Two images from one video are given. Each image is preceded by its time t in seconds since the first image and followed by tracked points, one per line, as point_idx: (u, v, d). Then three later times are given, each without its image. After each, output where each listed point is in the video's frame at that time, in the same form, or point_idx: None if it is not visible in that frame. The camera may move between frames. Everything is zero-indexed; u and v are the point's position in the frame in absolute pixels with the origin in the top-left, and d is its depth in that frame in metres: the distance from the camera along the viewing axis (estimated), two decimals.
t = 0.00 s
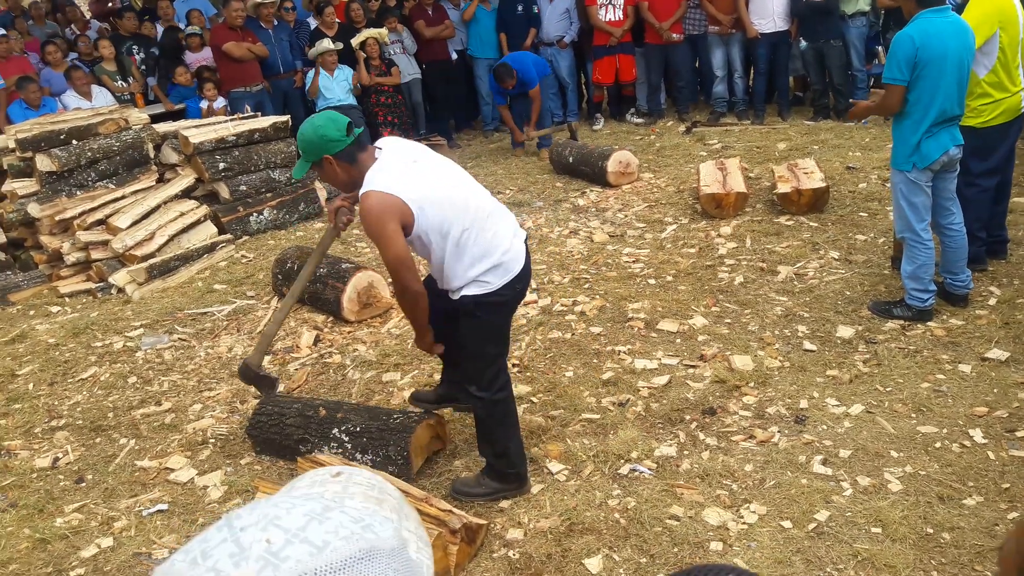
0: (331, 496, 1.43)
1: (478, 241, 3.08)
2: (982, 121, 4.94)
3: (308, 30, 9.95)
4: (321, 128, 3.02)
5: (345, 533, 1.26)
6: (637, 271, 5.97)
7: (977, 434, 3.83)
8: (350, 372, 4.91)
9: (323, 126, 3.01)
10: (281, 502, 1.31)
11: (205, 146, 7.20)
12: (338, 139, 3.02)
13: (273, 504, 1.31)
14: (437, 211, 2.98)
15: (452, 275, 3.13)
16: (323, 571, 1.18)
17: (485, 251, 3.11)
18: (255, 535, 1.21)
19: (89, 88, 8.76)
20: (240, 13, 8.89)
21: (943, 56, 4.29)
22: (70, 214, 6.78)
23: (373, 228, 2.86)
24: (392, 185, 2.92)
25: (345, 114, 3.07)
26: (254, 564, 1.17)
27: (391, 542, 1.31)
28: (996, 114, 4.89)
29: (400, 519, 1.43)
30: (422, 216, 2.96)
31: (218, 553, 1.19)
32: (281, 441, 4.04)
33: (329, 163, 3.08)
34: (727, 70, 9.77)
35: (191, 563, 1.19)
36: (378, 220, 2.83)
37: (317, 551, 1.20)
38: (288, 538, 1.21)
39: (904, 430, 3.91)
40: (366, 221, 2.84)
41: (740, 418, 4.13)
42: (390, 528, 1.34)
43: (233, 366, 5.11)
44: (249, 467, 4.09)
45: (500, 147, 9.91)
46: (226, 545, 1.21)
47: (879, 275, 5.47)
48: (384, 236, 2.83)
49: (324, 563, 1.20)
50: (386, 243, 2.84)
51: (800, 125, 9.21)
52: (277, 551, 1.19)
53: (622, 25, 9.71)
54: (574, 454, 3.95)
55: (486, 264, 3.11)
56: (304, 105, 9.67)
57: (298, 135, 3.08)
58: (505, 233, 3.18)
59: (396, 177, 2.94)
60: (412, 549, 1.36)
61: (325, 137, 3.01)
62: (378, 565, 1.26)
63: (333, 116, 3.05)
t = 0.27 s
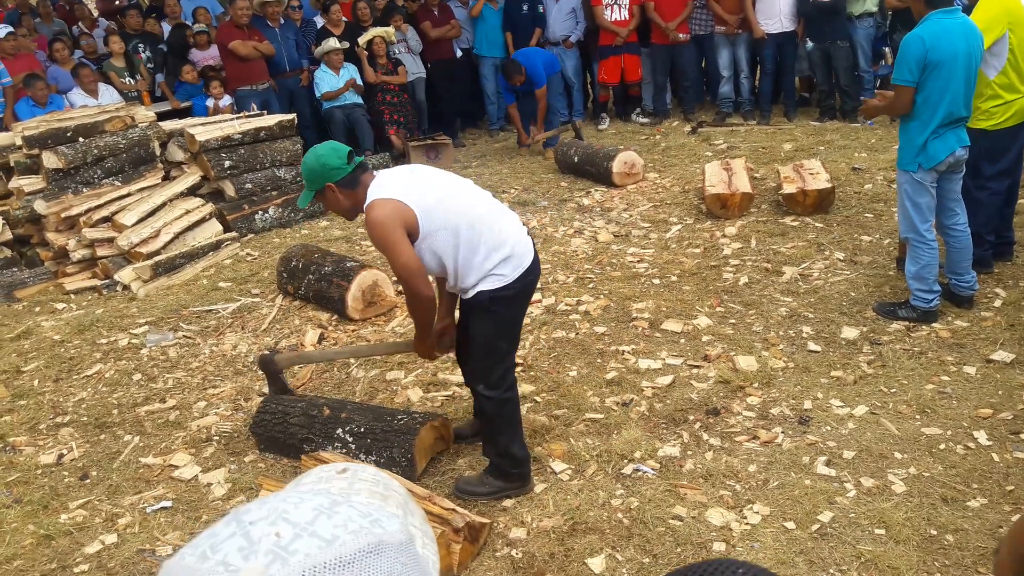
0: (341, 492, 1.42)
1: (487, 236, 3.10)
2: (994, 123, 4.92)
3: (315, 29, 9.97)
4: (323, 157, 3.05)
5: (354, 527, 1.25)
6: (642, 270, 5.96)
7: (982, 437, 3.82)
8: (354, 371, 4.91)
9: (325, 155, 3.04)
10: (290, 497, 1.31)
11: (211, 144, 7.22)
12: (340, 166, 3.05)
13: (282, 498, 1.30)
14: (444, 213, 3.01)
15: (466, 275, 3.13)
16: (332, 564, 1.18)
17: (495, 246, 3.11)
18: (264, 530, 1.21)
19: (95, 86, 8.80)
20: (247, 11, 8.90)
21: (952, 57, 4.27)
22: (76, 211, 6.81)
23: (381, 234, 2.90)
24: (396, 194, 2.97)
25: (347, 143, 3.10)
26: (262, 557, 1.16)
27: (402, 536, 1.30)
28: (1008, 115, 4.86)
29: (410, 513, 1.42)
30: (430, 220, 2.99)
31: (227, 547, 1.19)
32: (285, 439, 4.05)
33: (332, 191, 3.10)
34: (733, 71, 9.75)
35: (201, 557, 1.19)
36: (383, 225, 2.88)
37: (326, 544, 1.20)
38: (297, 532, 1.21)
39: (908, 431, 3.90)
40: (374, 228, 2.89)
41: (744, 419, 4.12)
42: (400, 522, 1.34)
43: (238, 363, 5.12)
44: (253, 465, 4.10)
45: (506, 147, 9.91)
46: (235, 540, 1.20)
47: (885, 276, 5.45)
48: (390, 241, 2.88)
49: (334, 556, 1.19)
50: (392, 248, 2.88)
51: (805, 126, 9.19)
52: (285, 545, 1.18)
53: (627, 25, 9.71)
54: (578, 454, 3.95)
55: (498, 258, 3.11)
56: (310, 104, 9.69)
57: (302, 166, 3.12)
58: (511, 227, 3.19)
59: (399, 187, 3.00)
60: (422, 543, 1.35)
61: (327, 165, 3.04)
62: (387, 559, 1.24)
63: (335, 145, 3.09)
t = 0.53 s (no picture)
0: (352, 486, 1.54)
1: (502, 225, 3.13)
2: (1010, 121, 4.86)
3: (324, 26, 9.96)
4: (346, 154, 3.07)
5: (365, 522, 1.36)
6: (650, 268, 5.96)
7: (991, 436, 3.80)
8: (362, 368, 4.93)
9: (349, 152, 3.07)
10: (305, 490, 1.43)
11: (220, 141, 7.24)
12: (362, 161, 3.06)
13: (296, 492, 1.42)
14: (457, 204, 3.07)
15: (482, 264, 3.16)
16: (341, 559, 1.29)
17: (511, 234, 3.15)
18: (278, 522, 1.32)
19: (105, 83, 8.84)
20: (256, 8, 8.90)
21: (971, 52, 4.25)
22: (86, 208, 6.85)
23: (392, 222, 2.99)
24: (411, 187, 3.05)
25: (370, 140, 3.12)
26: (275, 549, 1.27)
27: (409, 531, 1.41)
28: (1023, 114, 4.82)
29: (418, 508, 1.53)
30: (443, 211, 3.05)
31: (244, 537, 1.30)
32: (293, 435, 4.07)
33: (354, 187, 3.11)
34: (742, 69, 9.72)
35: (221, 545, 1.31)
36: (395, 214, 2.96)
37: (337, 538, 1.30)
38: (310, 525, 1.32)
39: (917, 430, 3.88)
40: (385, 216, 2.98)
41: (752, 417, 4.11)
42: (409, 517, 1.45)
43: (247, 360, 5.14)
44: (262, 461, 4.12)
45: (514, 144, 9.91)
46: (249, 531, 1.32)
47: (894, 275, 5.43)
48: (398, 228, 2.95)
49: (345, 550, 1.30)
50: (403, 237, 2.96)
51: (815, 124, 9.15)
52: (297, 538, 1.29)
53: (636, 22, 9.68)
54: (585, 451, 3.96)
55: (514, 246, 3.14)
56: (319, 101, 9.70)
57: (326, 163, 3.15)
58: (525, 216, 3.22)
59: (413, 180, 3.07)
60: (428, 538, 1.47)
61: (349, 161, 3.06)
62: (396, 554, 1.35)
63: (358, 142, 3.11)
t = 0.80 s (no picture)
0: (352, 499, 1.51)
1: (513, 207, 3.20)
2: (1013, 119, 4.84)
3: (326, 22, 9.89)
4: (376, 103, 3.20)
5: (345, 553, 1.33)
6: (652, 266, 5.95)
7: (993, 433, 3.79)
8: (364, 366, 4.93)
9: (379, 101, 3.20)
10: (298, 505, 1.42)
11: (221, 140, 7.24)
12: (391, 111, 3.19)
13: (290, 505, 1.41)
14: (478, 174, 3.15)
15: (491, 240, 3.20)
16: None
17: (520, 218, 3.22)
18: (258, 543, 1.33)
19: (106, 82, 8.84)
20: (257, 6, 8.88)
21: (987, 49, 4.23)
22: (88, 207, 6.86)
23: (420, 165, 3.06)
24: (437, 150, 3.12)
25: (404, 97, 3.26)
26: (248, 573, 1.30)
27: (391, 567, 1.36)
28: None
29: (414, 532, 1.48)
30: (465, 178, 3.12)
31: (223, 553, 1.33)
32: (295, 434, 4.07)
33: (377, 134, 3.22)
34: (744, 65, 9.69)
35: (204, 555, 1.34)
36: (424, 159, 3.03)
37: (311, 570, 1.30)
38: (287, 551, 1.32)
39: (919, 427, 3.87)
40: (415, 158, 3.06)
41: (754, 415, 4.11)
42: (399, 549, 1.39)
43: (249, 358, 5.14)
44: (264, 459, 4.12)
45: (515, 142, 9.90)
46: (232, 545, 1.34)
47: (896, 271, 5.42)
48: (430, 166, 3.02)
49: None
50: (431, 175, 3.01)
51: (817, 120, 9.13)
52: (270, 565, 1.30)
53: (638, 18, 9.65)
54: (587, 449, 3.95)
55: (522, 230, 3.20)
56: (320, 99, 9.69)
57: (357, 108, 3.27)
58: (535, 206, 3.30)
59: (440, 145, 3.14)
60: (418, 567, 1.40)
61: (380, 109, 3.18)
62: None
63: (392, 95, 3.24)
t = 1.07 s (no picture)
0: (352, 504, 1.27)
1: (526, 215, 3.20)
2: (1010, 120, 4.87)
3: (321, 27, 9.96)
4: (401, 85, 3.13)
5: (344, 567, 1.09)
6: (649, 268, 5.95)
7: (991, 433, 3.79)
8: (362, 370, 4.92)
9: (404, 84, 3.12)
10: (293, 509, 1.18)
11: (218, 144, 7.24)
12: (415, 96, 3.12)
13: (284, 510, 1.18)
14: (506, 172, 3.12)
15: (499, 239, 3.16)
16: None
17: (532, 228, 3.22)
18: (250, 552, 1.10)
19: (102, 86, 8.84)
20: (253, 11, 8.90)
21: (980, 50, 4.23)
22: (84, 211, 6.84)
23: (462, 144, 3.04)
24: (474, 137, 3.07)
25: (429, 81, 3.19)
26: None
27: None
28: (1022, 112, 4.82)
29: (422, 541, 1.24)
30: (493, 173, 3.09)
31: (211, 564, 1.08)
32: (292, 438, 4.07)
33: (399, 117, 3.16)
34: (740, 67, 9.71)
35: (196, 565, 1.10)
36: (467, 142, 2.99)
37: None
38: (281, 562, 1.09)
39: (917, 428, 3.88)
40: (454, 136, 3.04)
41: (751, 416, 4.11)
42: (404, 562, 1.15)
43: (246, 363, 5.14)
44: (261, 464, 4.11)
45: (512, 145, 9.91)
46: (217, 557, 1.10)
47: (893, 272, 5.43)
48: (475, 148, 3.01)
49: None
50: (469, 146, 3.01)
51: (813, 121, 9.15)
52: None
53: (634, 20, 9.66)
54: (584, 452, 3.95)
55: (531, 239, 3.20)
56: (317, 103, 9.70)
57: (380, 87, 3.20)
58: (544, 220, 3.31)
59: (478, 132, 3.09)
60: None
61: (404, 92, 3.11)
62: None
63: (418, 78, 3.17)
